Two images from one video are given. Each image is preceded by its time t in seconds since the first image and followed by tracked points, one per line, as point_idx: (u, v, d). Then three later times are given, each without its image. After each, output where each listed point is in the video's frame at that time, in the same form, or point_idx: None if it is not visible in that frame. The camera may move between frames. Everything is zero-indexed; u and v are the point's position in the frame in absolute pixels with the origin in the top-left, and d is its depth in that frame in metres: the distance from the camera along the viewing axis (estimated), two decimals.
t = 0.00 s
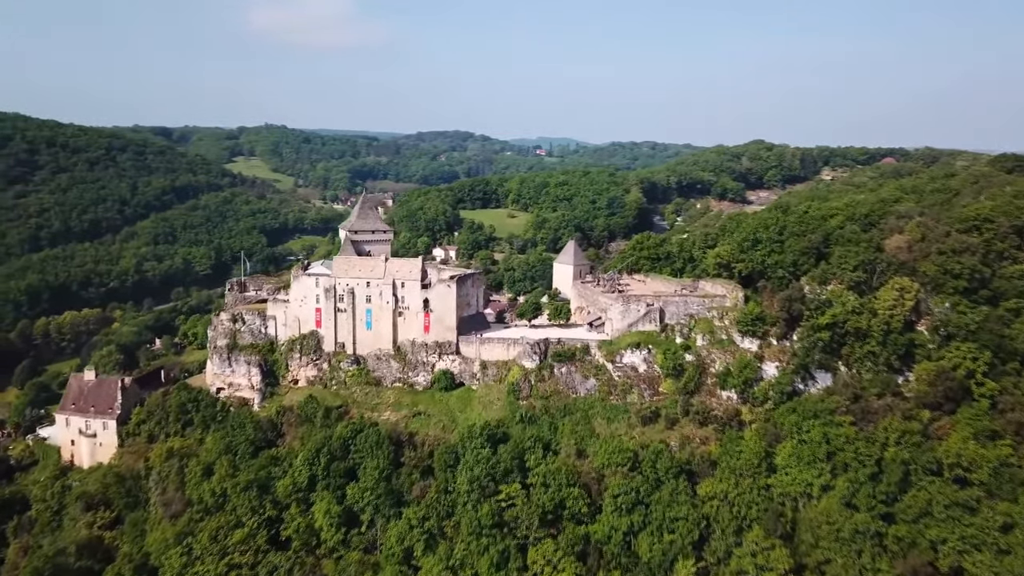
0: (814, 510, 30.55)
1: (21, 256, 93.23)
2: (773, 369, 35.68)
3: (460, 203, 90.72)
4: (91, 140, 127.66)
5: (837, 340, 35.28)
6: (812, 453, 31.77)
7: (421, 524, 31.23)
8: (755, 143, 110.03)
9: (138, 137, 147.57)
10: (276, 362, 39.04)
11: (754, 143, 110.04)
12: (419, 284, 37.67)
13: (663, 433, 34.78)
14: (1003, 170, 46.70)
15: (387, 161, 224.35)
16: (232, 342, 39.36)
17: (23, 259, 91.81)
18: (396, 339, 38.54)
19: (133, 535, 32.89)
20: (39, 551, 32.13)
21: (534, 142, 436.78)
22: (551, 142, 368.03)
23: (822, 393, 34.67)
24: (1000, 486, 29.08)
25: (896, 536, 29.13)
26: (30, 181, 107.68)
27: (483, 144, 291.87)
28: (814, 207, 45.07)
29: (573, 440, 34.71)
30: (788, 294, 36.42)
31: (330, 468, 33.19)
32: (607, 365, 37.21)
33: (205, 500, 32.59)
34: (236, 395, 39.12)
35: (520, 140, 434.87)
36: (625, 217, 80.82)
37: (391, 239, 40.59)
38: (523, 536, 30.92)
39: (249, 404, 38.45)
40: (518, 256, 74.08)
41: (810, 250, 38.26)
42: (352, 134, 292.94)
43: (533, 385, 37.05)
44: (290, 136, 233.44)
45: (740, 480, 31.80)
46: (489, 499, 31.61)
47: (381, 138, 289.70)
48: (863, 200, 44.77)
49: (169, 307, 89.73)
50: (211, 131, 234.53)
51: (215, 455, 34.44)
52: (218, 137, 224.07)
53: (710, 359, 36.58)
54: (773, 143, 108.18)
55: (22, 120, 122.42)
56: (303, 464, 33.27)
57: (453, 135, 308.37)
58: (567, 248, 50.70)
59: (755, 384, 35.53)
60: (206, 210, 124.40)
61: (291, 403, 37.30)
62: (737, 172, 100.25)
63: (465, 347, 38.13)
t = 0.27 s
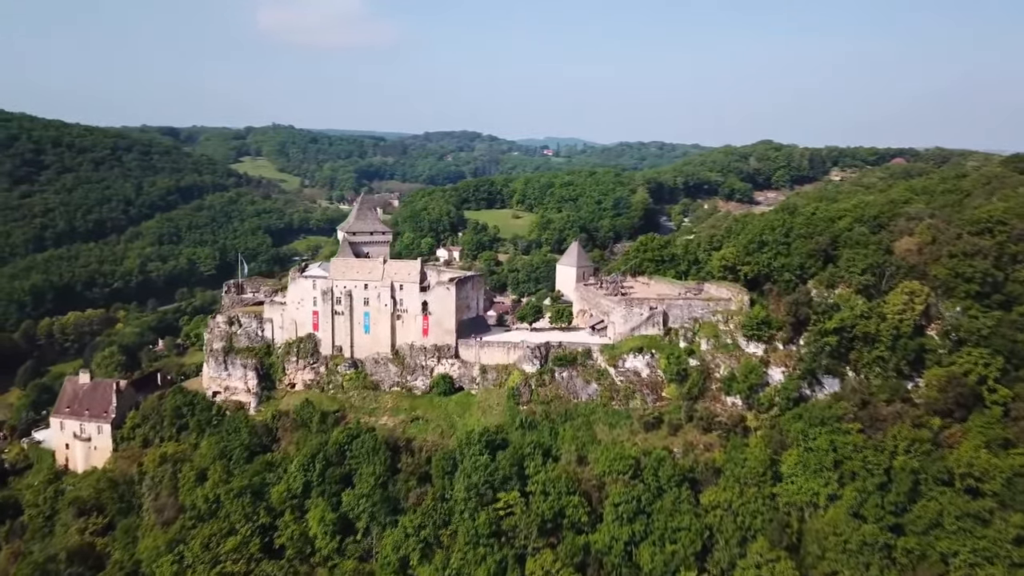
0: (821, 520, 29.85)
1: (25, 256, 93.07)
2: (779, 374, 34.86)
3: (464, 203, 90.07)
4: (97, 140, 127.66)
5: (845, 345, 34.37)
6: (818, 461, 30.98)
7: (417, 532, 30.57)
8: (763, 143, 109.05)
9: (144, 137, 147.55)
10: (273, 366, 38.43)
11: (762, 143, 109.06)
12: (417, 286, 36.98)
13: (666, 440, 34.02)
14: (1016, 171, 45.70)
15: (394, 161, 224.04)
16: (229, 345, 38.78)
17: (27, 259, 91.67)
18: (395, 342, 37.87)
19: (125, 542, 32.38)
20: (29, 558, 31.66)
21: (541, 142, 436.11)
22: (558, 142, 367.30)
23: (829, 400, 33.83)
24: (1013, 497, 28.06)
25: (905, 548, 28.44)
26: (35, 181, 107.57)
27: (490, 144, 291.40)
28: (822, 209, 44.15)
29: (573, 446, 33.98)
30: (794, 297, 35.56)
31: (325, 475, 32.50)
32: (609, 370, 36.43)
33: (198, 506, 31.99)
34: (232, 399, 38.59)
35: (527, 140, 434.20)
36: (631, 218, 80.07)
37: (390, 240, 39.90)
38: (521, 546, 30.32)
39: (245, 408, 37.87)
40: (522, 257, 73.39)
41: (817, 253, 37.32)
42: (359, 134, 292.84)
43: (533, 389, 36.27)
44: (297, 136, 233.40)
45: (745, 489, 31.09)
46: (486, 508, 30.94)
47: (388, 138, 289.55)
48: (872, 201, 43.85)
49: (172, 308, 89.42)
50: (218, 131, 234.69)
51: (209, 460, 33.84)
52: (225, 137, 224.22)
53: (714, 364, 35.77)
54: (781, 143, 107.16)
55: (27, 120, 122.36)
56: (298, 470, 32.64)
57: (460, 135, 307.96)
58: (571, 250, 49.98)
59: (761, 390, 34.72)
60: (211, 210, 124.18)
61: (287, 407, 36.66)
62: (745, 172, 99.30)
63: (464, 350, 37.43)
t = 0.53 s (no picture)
0: (828, 531, 29.09)
1: (30, 256, 92.94)
2: (785, 380, 33.98)
3: (468, 203, 89.37)
4: (103, 140, 127.60)
5: (853, 350, 33.54)
6: (825, 470, 30.14)
7: (412, 541, 29.87)
8: (771, 144, 108.00)
9: (150, 137, 147.47)
10: (269, 369, 37.73)
11: (770, 143, 108.01)
12: (415, 289, 36.29)
13: (668, 447, 33.28)
14: None
15: (400, 161, 223.64)
16: (224, 348, 38.15)
17: (31, 260, 91.48)
18: (392, 345, 37.17)
19: (115, 550, 31.88)
20: (19, 565, 31.17)
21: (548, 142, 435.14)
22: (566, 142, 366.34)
23: (836, 406, 32.96)
24: None
25: (914, 561, 27.54)
26: (40, 181, 107.53)
27: (497, 144, 290.86)
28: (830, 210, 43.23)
29: (574, 453, 33.24)
30: (801, 301, 34.69)
31: (320, 481, 31.88)
32: (611, 374, 35.66)
33: (190, 514, 31.45)
34: (228, 403, 38.01)
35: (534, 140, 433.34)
36: (637, 218, 79.21)
37: (388, 242, 39.21)
38: (518, 556, 29.58)
39: (241, 413, 37.26)
40: (526, 258, 72.69)
41: (824, 255, 36.42)
42: (367, 134, 292.73)
43: (533, 394, 35.55)
44: (304, 136, 233.28)
45: (749, 498, 30.34)
46: (483, 516, 30.25)
47: (395, 138, 289.21)
48: (881, 202, 42.94)
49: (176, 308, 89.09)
50: (225, 131, 234.86)
51: (202, 465, 33.22)
52: (232, 137, 224.28)
53: (719, 369, 34.92)
54: (790, 143, 106.10)
55: (33, 120, 122.45)
56: (292, 477, 31.98)
57: (467, 136, 307.46)
58: (574, 251, 49.21)
59: (766, 396, 33.86)
60: (216, 210, 123.93)
61: (282, 412, 36.02)
62: (752, 173, 98.27)
63: (463, 354, 36.69)
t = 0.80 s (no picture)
0: (834, 543, 28.46)
1: (34, 256, 92.78)
2: (791, 386, 33.11)
3: (472, 204, 88.70)
4: (108, 140, 127.49)
5: (860, 355, 32.71)
6: (832, 479, 29.29)
7: (407, 550, 29.18)
8: (779, 144, 106.94)
9: (156, 137, 147.34)
10: (264, 373, 37.13)
11: (778, 143, 106.96)
12: (413, 291, 35.63)
13: (671, 454, 32.56)
14: None
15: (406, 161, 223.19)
16: (219, 351, 37.52)
17: (35, 260, 91.24)
18: (390, 349, 36.50)
19: (106, 557, 31.42)
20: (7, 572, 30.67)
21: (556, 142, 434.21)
22: (573, 142, 365.34)
23: (843, 413, 32.11)
24: None
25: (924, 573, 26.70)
26: (45, 181, 107.47)
27: (504, 144, 290.26)
28: (837, 211, 42.30)
29: (573, 460, 32.55)
30: (807, 304, 33.87)
31: (314, 488, 31.22)
32: (612, 379, 34.90)
33: (181, 521, 30.85)
34: (223, 407, 37.35)
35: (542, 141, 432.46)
36: (642, 219, 78.32)
37: (386, 243, 38.50)
38: (515, 566, 28.81)
39: (236, 417, 36.65)
40: (529, 259, 71.94)
41: (831, 258, 35.63)
42: (374, 134, 292.54)
43: (533, 399, 34.86)
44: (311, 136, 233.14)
45: (752, 507, 29.53)
46: (479, 525, 29.56)
47: (402, 138, 288.92)
48: (889, 204, 42.05)
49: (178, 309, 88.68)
50: (232, 131, 235.01)
51: (195, 471, 32.64)
52: (238, 137, 224.28)
53: (723, 374, 34.13)
54: (797, 143, 105.03)
55: (39, 120, 122.49)
56: (285, 483, 31.36)
57: (474, 136, 306.92)
58: (577, 253, 48.38)
59: (772, 402, 33.03)
60: (221, 210, 123.62)
61: (278, 416, 35.37)
62: (760, 173, 97.23)
63: (462, 358, 35.97)
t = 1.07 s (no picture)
0: (840, 554, 27.76)
1: (38, 256, 92.58)
2: (796, 392, 32.23)
3: (477, 204, 88.04)
4: (113, 140, 127.40)
5: (868, 361, 31.86)
6: (838, 489, 28.47)
7: (401, 560, 28.52)
8: (787, 144, 105.83)
9: (162, 137, 147.18)
10: (260, 377, 36.53)
11: (786, 143, 105.85)
12: (411, 293, 34.98)
13: (673, 461, 31.79)
14: None
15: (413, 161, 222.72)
16: (214, 354, 36.93)
17: (39, 260, 90.98)
18: (387, 352, 35.85)
19: (96, 564, 30.89)
20: None
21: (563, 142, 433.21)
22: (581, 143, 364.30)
23: (850, 420, 31.26)
24: None
25: None
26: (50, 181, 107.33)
27: (511, 144, 289.58)
28: (845, 212, 41.39)
29: (573, 467, 31.84)
30: (813, 308, 32.99)
31: (307, 495, 30.52)
32: (613, 384, 34.16)
33: (172, 528, 30.26)
34: (218, 411, 36.79)
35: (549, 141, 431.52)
36: (648, 220, 77.44)
37: (383, 244, 37.82)
38: None
39: (230, 421, 36.06)
40: (533, 260, 71.19)
41: (839, 260, 34.75)
42: (381, 134, 292.33)
43: (532, 404, 34.12)
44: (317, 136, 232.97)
45: (756, 517, 28.87)
46: (475, 534, 28.81)
47: (409, 138, 288.61)
48: (899, 204, 41.12)
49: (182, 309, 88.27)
50: (239, 131, 235.04)
51: (187, 477, 31.99)
52: (245, 137, 224.34)
53: (727, 379, 33.30)
54: (806, 143, 103.91)
55: (44, 120, 122.45)
56: (278, 490, 30.68)
57: (481, 136, 306.31)
58: (579, 254, 47.62)
59: (776, 408, 32.19)
60: (225, 210, 123.28)
61: (272, 421, 34.74)
62: (767, 174, 96.17)
63: (460, 362, 35.35)
